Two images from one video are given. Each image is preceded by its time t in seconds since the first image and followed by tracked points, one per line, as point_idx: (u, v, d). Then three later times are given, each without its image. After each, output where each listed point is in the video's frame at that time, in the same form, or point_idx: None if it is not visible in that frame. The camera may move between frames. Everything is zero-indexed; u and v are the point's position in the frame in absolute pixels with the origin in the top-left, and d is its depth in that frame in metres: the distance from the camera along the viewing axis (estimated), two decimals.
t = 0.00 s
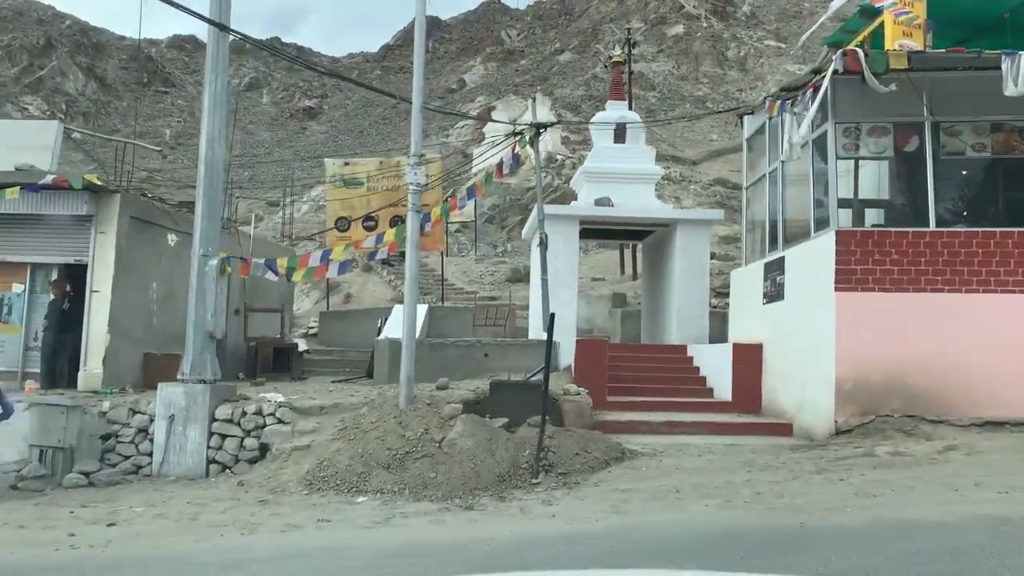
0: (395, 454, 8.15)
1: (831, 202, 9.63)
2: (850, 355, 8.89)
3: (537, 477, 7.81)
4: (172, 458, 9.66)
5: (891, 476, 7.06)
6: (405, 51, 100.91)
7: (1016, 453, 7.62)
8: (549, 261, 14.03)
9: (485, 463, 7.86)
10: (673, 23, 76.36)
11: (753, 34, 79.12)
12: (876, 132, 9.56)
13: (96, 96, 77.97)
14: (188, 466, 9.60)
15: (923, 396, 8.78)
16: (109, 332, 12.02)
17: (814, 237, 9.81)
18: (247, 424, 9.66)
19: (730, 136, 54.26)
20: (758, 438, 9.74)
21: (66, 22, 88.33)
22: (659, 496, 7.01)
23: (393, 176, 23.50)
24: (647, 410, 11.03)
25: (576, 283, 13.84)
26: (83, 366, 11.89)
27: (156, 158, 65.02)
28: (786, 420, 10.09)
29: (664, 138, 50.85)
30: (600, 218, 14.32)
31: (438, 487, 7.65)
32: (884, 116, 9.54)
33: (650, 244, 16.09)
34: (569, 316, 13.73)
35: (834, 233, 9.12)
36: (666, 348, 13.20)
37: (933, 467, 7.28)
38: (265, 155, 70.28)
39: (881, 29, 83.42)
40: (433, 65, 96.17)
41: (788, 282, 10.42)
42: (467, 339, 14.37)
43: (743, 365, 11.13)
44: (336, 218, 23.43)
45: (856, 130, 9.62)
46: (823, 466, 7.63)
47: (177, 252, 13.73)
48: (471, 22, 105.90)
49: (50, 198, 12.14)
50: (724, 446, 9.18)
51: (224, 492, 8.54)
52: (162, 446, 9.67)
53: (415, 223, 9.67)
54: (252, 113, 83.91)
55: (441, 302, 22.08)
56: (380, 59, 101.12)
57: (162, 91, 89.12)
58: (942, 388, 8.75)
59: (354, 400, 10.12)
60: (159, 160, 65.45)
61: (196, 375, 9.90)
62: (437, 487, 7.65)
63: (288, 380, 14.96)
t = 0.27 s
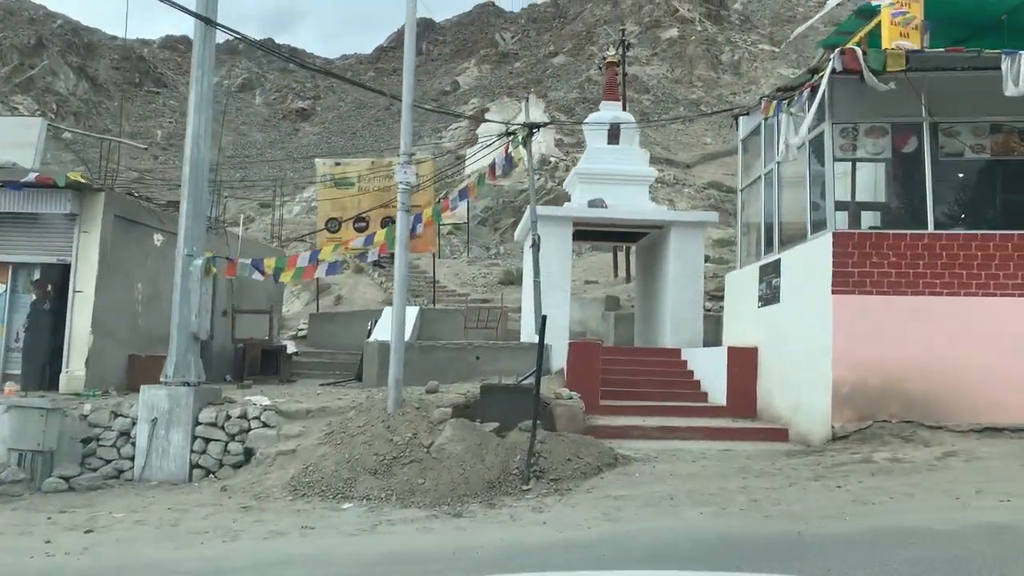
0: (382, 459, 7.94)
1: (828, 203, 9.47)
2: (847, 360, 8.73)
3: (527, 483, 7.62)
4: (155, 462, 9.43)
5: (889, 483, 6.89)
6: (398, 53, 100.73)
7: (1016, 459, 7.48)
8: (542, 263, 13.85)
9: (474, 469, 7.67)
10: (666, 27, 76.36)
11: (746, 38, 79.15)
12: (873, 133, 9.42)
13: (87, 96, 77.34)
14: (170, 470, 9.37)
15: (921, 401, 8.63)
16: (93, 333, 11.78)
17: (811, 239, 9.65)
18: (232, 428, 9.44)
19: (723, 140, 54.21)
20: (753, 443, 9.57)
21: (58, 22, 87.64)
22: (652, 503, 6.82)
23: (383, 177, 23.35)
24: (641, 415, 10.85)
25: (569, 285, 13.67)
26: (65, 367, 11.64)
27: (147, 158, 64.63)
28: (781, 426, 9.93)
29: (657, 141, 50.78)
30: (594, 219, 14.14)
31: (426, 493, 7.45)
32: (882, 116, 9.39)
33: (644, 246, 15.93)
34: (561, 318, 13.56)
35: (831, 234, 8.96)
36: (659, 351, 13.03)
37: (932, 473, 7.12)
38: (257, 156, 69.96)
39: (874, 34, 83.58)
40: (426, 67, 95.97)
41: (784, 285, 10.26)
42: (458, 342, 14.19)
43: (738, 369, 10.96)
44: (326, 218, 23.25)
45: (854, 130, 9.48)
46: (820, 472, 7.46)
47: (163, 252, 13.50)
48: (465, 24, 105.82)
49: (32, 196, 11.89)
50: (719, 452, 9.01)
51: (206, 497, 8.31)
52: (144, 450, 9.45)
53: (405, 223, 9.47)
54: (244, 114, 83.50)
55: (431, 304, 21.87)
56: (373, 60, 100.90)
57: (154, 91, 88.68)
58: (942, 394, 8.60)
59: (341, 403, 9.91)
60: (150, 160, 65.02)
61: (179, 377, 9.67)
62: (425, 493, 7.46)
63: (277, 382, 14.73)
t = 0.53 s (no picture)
0: (370, 462, 7.80)
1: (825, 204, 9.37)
2: (841, 362, 8.63)
3: (517, 487, 7.49)
4: (140, 464, 9.28)
5: (885, 488, 6.78)
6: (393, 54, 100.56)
7: (1013, 463, 7.38)
8: (535, 264, 13.73)
9: (463, 472, 7.53)
10: (662, 29, 76.37)
11: (742, 41, 79.16)
12: (870, 133, 9.33)
13: (81, 95, 76.94)
14: (155, 472, 9.22)
15: (916, 404, 8.53)
16: (79, 333, 11.61)
17: (806, 240, 9.55)
18: (218, 430, 9.29)
19: (718, 142, 54.16)
20: (746, 446, 9.46)
21: (51, 21, 87.17)
22: (644, 508, 6.69)
23: (376, 178, 23.18)
24: (633, 417, 10.74)
25: (562, 286, 13.55)
26: (50, 367, 11.47)
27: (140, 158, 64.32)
28: (775, 429, 9.82)
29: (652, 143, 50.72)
30: (587, 220, 14.01)
31: (414, 497, 7.32)
32: (879, 116, 9.30)
33: (638, 248, 15.81)
34: (554, 319, 13.44)
35: (826, 235, 8.86)
36: (652, 354, 12.92)
37: (929, 478, 7.01)
38: (251, 157, 69.73)
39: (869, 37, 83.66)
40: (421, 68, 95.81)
41: (778, 286, 10.15)
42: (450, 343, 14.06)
43: (732, 371, 10.85)
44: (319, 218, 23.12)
45: (850, 130, 9.38)
46: (815, 477, 7.34)
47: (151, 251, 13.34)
48: (460, 25, 105.71)
49: (18, 194, 11.71)
50: (712, 455, 8.89)
51: (191, 501, 8.15)
52: (129, 452, 9.30)
53: (395, 221, 9.33)
54: (239, 114, 83.20)
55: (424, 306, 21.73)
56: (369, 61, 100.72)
57: (149, 91, 88.37)
58: (938, 397, 8.50)
59: (330, 405, 9.76)
60: (143, 160, 64.72)
61: (165, 378, 9.52)
62: (413, 497, 7.32)
63: (266, 383, 14.57)
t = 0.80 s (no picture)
0: (360, 465, 7.63)
1: (823, 205, 9.23)
2: (841, 365, 8.49)
3: (510, 491, 7.33)
4: (125, 466, 9.10)
5: (885, 493, 6.64)
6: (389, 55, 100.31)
7: (1014, 468, 7.25)
8: (529, 264, 13.58)
9: (455, 476, 7.36)
10: (658, 31, 76.30)
11: (738, 42, 78.98)
12: (869, 132, 9.20)
13: (74, 93, 76.50)
14: (141, 475, 9.04)
15: (916, 408, 8.40)
16: (65, 332, 11.41)
17: (804, 241, 9.42)
18: (205, 432, 9.10)
19: (714, 144, 54.06)
20: (744, 450, 9.35)
21: (45, 19, 86.69)
22: (640, 514, 6.54)
23: (369, 177, 23.08)
24: (629, 420, 10.59)
25: (556, 287, 13.41)
26: (35, 367, 11.26)
27: (133, 157, 63.92)
28: (772, 432, 9.69)
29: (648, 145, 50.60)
30: (582, 220, 13.87)
31: (404, 502, 7.15)
32: (878, 115, 9.18)
33: (633, 248, 15.67)
34: (549, 320, 13.32)
35: (825, 236, 8.73)
36: (648, 355, 12.78)
37: (930, 483, 6.87)
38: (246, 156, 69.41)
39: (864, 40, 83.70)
40: (417, 68, 95.56)
41: (776, 288, 10.01)
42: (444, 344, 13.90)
43: (728, 374, 10.71)
44: (311, 218, 23.06)
45: (849, 130, 9.25)
46: (813, 481, 7.20)
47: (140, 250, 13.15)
48: (457, 26, 105.48)
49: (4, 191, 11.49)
50: (709, 459, 8.74)
51: (176, 504, 7.97)
52: (114, 454, 9.11)
53: (386, 220, 9.16)
54: (233, 114, 82.86)
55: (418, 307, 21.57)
56: (364, 61, 100.48)
57: (143, 90, 87.93)
58: (937, 401, 8.37)
59: (320, 407, 9.58)
60: (137, 159, 64.33)
61: (153, 380, 9.33)
62: (403, 502, 7.15)
63: (257, 384, 14.38)
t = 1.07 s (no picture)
0: (351, 469, 7.53)
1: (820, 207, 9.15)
2: (838, 369, 8.41)
3: (503, 496, 7.23)
4: (114, 469, 8.98)
5: (883, 500, 6.56)
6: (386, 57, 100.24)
7: (1013, 474, 7.18)
8: (524, 267, 13.49)
9: (447, 480, 7.27)
10: (655, 34, 76.35)
11: (735, 47, 79.00)
12: (866, 134, 9.14)
13: (70, 94, 76.22)
14: (130, 478, 8.93)
15: (914, 413, 8.33)
16: (55, 333, 11.29)
17: (800, 244, 9.35)
18: (195, 435, 8.99)
19: (711, 148, 54.05)
20: (740, 454, 9.26)
21: (42, 19, 86.39)
22: (635, 520, 6.45)
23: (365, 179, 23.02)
24: (624, 424, 10.50)
25: (551, 289, 13.33)
26: (25, 368, 11.14)
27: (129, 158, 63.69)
28: (768, 436, 9.60)
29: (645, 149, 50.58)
30: (578, 222, 13.79)
31: (395, 506, 7.05)
32: (876, 117, 9.11)
33: (629, 251, 15.60)
34: (545, 323, 13.23)
35: (823, 238, 8.66)
36: (644, 358, 12.69)
37: (928, 489, 6.79)
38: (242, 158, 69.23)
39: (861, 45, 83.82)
40: (414, 70, 95.46)
41: (772, 290, 9.93)
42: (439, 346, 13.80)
43: (724, 377, 10.63)
44: (306, 220, 23.08)
45: (847, 131, 9.18)
46: (810, 487, 7.11)
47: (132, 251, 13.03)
48: (454, 29, 105.43)
49: None
50: (704, 464, 8.65)
51: (164, 508, 7.86)
52: (103, 457, 8.99)
53: (380, 221, 9.07)
54: (230, 115, 82.68)
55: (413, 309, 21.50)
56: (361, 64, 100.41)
57: (140, 91, 87.67)
58: (935, 405, 8.30)
59: (311, 409, 9.48)
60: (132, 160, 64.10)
61: (142, 381, 9.21)
62: (394, 506, 7.05)
63: (250, 386, 14.27)
